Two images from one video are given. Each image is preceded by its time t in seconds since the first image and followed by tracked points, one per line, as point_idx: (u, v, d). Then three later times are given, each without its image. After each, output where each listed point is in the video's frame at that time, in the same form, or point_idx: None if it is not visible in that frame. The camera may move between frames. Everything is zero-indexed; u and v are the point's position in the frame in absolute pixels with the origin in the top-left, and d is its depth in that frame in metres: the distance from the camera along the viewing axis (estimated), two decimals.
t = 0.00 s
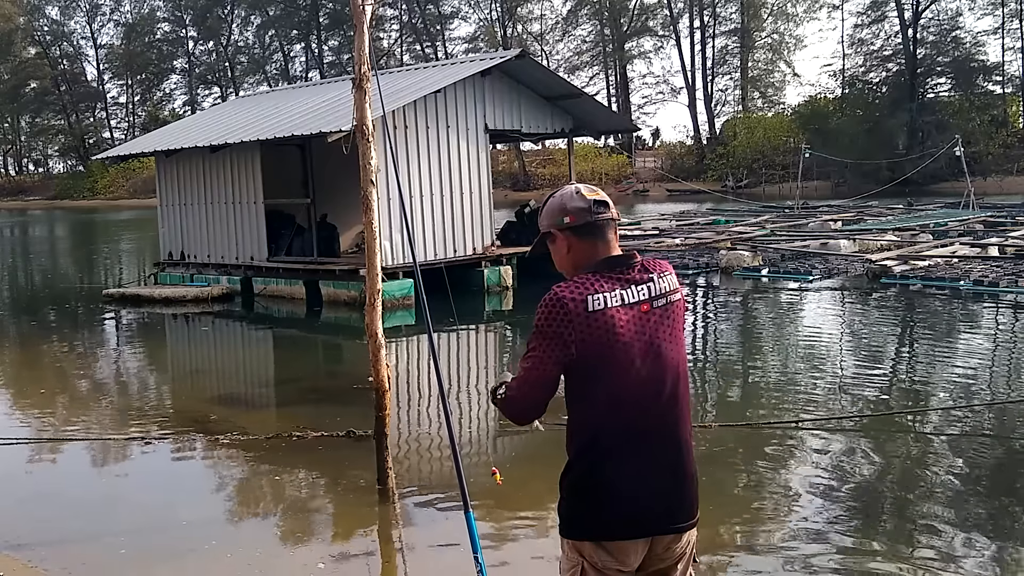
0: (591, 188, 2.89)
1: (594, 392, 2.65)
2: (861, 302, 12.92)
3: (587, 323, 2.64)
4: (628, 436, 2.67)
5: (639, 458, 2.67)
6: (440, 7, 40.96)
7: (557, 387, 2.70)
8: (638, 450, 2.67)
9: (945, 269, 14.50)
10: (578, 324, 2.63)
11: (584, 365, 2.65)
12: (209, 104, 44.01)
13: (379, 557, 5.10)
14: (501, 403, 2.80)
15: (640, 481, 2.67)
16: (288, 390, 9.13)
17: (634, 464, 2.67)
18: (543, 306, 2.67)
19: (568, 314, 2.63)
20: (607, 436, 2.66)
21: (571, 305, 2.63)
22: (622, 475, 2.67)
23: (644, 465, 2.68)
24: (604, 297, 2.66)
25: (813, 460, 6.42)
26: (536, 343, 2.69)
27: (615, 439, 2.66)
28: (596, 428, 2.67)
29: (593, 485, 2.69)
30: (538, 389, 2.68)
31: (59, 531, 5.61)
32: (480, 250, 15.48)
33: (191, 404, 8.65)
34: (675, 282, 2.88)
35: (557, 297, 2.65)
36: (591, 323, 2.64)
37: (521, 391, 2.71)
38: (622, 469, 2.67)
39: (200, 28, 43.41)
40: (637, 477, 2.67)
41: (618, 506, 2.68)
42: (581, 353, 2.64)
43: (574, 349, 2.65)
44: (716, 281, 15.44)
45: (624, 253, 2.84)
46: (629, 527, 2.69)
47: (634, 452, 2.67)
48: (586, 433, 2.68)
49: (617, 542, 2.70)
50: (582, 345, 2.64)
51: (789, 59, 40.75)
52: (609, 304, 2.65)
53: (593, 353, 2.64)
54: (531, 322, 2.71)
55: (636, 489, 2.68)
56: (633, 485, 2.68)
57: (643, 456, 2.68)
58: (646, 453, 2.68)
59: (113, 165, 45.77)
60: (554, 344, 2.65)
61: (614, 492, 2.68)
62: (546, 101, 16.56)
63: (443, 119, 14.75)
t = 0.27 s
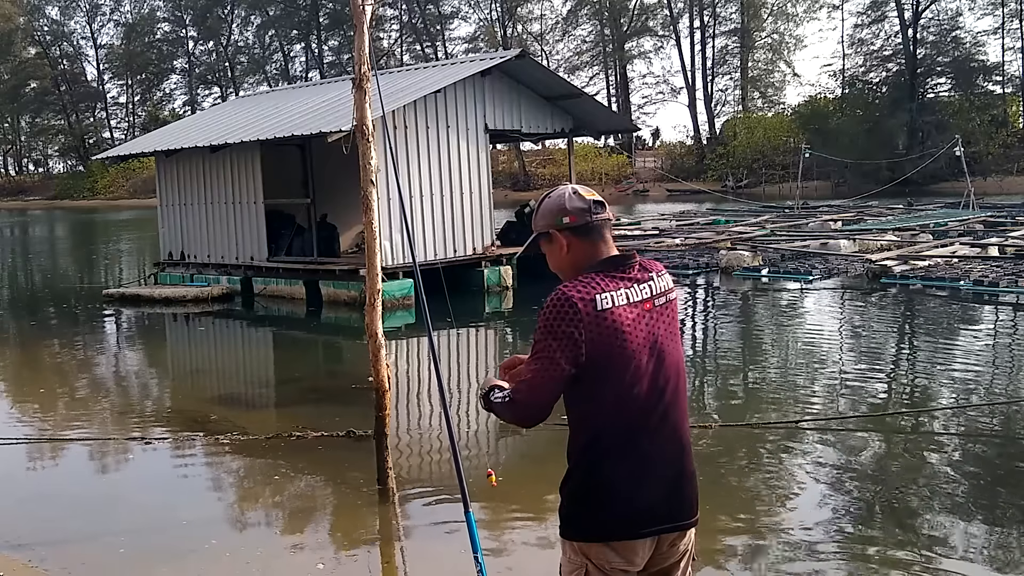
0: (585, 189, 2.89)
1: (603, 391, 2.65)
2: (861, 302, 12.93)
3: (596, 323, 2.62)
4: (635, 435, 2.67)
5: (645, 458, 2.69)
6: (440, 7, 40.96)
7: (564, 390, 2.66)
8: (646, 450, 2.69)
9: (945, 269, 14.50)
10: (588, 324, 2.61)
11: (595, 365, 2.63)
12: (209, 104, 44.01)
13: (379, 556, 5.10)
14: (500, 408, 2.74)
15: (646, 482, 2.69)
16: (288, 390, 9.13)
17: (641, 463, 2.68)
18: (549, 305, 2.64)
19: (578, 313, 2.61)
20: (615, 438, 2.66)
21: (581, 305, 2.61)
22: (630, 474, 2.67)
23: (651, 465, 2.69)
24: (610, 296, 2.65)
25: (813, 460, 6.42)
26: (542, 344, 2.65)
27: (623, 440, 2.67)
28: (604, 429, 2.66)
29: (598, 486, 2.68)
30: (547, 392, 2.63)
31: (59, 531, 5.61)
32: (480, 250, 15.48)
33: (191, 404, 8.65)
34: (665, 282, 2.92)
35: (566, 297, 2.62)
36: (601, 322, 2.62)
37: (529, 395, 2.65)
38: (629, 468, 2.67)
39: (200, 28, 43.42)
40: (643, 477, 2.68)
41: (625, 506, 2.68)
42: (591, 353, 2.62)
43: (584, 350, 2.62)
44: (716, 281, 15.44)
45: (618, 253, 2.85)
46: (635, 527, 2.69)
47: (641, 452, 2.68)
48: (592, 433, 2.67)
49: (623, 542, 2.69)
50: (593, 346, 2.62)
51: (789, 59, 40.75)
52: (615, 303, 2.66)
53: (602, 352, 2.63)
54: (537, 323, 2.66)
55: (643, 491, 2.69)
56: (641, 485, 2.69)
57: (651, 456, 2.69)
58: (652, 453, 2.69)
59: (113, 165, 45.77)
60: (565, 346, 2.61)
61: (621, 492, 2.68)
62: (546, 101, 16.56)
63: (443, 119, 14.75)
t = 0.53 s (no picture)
0: (582, 190, 2.90)
1: (608, 392, 2.65)
2: (861, 302, 12.93)
3: (602, 322, 2.62)
4: (640, 436, 2.68)
5: (650, 458, 2.69)
6: (440, 7, 40.96)
7: (570, 391, 2.65)
8: (650, 449, 2.69)
9: (945, 269, 14.50)
10: (595, 323, 2.61)
11: (601, 365, 2.63)
12: (209, 104, 44.00)
13: (379, 556, 5.10)
14: (503, 409, 2.73)
15: (651, 482, 2.70)
16: (288, 390, 9.14)
17: (646, 464, 2.69)
18: (555, 305, 2.63)
19: (585, 313, 2.60)
20: (621, 437, 2.67)
21: (587, 305, 2.61)
22: (634, 472, 2.68)
23: (655, 465, 2.70)
24: (613, 296, 2.66)
25: (813, 460, 6.42)
26: (547, 344, 2.65)
27: (628, 440, 2.67)
28: (609, 430, 2.66)
29: (604, 486, 2.68)
30: (554, 393, 2.62)
31: (59, 531, 5.62)
32: (480, 250, 15.47)
33: (191, 404, 8.65)
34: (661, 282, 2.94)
35: (571, 297, 2.62)
36: (607, 321, 2.63)
37: (534, 396, 2.64)
38: (633, 467, 2.68)
39: (200, 28, 43.42)
40: (647, 477, 2.69)
41: (629, 506, 2.68)
42: (597, 352, 2.62)
43: (591, 350, 2.61)
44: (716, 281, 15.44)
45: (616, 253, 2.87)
46: (639, 527, 2.70)
47: (646, 452, 2.69)
48: (597, 434, 2.67)
49: (628, 542, 2.69)
50: (600, 345, 2.62)
51: (789, 59, 40.76)
52: (620, 302, 2.66)
53: (609, 351, 2.63)
54: (541, 323, 2.65)
55: (647, 491, 2.70)
56: (645, 485, 2.69)
57: (655, 456, 2.70)
58: (656, 452, 2.70)
59: (113, 165, 45.76)
60: (571, 346, 2.60)
61: (626, 492, 2.68)
62: (546, 101, 16.56)
63: (443, 119, 14.75)
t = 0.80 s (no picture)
0: (579, 190, 2.90)
1: (609, 392, 2.64)
2: (861, 302, 12.93)
3: (603, 323, 2.62)
4: (640, 435, 2.68)
5: (650, 459, 2.69)
6: (440, 7, 40.97)
7: (570, 392, 2.65)
8: (651, 450, 2.69)
9: (945, 269, 14.49)
10: (595, 324, 2.61)
11: (601, 366, 2.63)
12: (209, 104, 43.99)
13: (379, 556, 5.10)
14: (503, 410, 2.73)
15: (652, 482, 2.70)
16: (288, 390, 9.13)
17: (646, 464, 2.69)
18: (555, 306, 2.63)
19: (585, 314, 2.60)
20: (621, 438, 2.66)
21: (587, 305, 2.61)
22: (632, 474, 2.67)
23: (655, 466, 2.70)
24: (614, 296, 2.66)
25: (812, 460, 6.42)
26: (548, 345, 2.64)
27: (628, 441, 2.67)
28: (610, 432, 2.66)
29: (604, 487, 2.68)
30: (555, 394, 2.62)
31: (60, 531, 5.62)
32: (480, 250, 15.47)
33: (191, 404, 8.64)
34: (659, 282, 2.92)
35: (571, 297, 2.63)
36: (607, 322, 2.62)
37: (535, 396, 2.64)
38: (633, 470, 2.67)
39: (200, 28, 43.43)
40: (649, 477, 2.69)
41: (630, 506, 2.68)
42: (598, 353, 2.61)
43: (592, 350, 2.61)
44: (716, 281, 15.44)
45: (613, 253, 2.87)
46: (640, 527, 2.69)
47: (646, 453, 2.68)
48: (598, 436, 2.67)
49: (629, 543, 2.69)
50: (601, 345, 2.62)
51: (789, 59, 40.77)
52: (619, 302, 2.66)
53: (611, 350, 2.63)
54: (542, 324, 2.65)
55: (647, 492, 2.69)
56: (646, 485, 2.69)
57: (655, 456, 2.70)
58: (656, 453, 2.70)
59: (113, 165, 45.75)
60: (572, 346, 2.60)
61: (627, 493, 2.68)
62: (546, 101, 16.56)
63: (443, 119, 14.75)
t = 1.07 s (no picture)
0: (578, 190, 2.90)
1: (608, 392, 2.64)
2: (861, 302, 12.93)
3: (601, 323, 2.62)
4: (639, 435, 2.68)
5: (648, 460, 2.69)
6: (440, 7, 40.98)
7: (569, 390, 2.65)
8: (649, 450, 2.69)
9: (945, 269, 14.49)
10: (593, 324, 2.61)
11: (599, 365, 2.63)
12: (209, 104, 44.00)
13: (379, 556, 5.10)
14: (501, 408, 2.74)
15: (649, 482, 2.70)
16: (288, 390, 9.13)
17: (644, 465, 2.69)
18: (553, 305, 2.64)
19: (583, 313, 2.60)
20: (619, 438, 2.66)
21: (586, 305, 2.61)
22: (629, 474, 2.67)
23: (654, 465, 2.70)
24: (612, 297, 2.66)
25: (812, 460, 6.42)
26: (546, 345, 2.64)
27: (626, 442, 2.67)
28: (608, 431, 2.66)
29: (603, 486, 2.68)
30: (553, 393, 2.63)
31: (59, 531, 5.62)
32: (480, 250, 15.47)
33: (191, 405, 8.64)
34: (658, 281, 2.92)
35: (570, 297, 2.63)
36: (606, 321, 2.62)
37: (533, 396, 2.65)
38: (632, 470, 2.67)
39: (200, 28, 43.44)
40: (647, 476, 2.69)
41: (628, 506, 2.68)
42: (596, 352, 2.61)
43: (590, 350, 2.61)
44: (716, 281, 15.45)
45: (612, 253, 2.86)
46: (638, 527, 2.69)
47: (644, 454, 2.68)
48: (596, 435, 2.68)
49: (628, 542, 2.69)
50: (599, 345, 2.62)
51: (789, 59, 40.77)
52: (618, 302, 2.66)
53: (609, 351, 2.62)
54: (540, 323, 2.66)
55: (646, 492, 2.69)
56: (644, 485, 2.69)
57: (653, 457, 2.70)
58: (655, 453, 2.70)
59: (113, 165, 45.76)
60: (570, 347, 2.60)
61: (625, 493, 2.68)
62: (546, 101, 16.55)
63: (443, 119, 14.75)
